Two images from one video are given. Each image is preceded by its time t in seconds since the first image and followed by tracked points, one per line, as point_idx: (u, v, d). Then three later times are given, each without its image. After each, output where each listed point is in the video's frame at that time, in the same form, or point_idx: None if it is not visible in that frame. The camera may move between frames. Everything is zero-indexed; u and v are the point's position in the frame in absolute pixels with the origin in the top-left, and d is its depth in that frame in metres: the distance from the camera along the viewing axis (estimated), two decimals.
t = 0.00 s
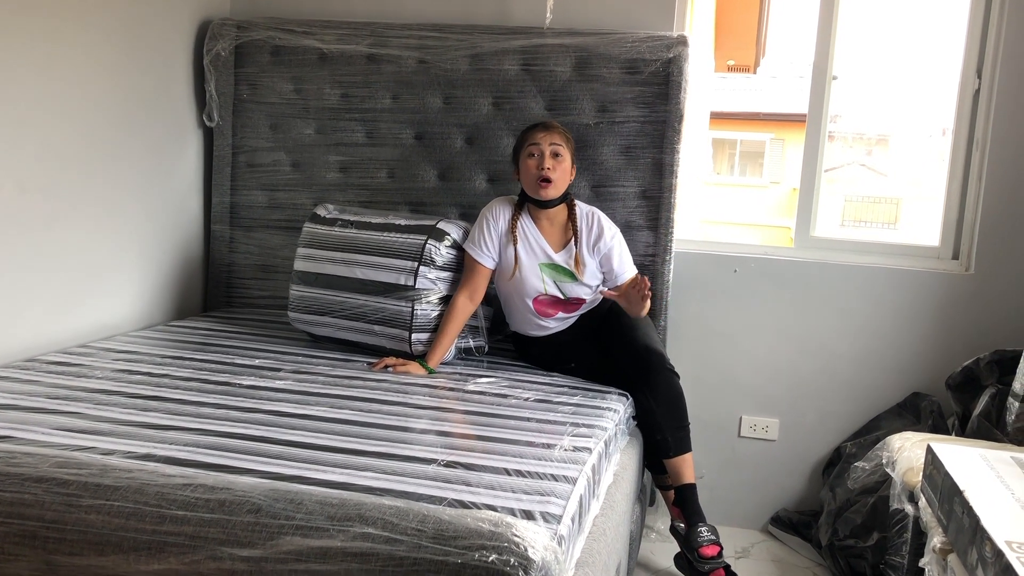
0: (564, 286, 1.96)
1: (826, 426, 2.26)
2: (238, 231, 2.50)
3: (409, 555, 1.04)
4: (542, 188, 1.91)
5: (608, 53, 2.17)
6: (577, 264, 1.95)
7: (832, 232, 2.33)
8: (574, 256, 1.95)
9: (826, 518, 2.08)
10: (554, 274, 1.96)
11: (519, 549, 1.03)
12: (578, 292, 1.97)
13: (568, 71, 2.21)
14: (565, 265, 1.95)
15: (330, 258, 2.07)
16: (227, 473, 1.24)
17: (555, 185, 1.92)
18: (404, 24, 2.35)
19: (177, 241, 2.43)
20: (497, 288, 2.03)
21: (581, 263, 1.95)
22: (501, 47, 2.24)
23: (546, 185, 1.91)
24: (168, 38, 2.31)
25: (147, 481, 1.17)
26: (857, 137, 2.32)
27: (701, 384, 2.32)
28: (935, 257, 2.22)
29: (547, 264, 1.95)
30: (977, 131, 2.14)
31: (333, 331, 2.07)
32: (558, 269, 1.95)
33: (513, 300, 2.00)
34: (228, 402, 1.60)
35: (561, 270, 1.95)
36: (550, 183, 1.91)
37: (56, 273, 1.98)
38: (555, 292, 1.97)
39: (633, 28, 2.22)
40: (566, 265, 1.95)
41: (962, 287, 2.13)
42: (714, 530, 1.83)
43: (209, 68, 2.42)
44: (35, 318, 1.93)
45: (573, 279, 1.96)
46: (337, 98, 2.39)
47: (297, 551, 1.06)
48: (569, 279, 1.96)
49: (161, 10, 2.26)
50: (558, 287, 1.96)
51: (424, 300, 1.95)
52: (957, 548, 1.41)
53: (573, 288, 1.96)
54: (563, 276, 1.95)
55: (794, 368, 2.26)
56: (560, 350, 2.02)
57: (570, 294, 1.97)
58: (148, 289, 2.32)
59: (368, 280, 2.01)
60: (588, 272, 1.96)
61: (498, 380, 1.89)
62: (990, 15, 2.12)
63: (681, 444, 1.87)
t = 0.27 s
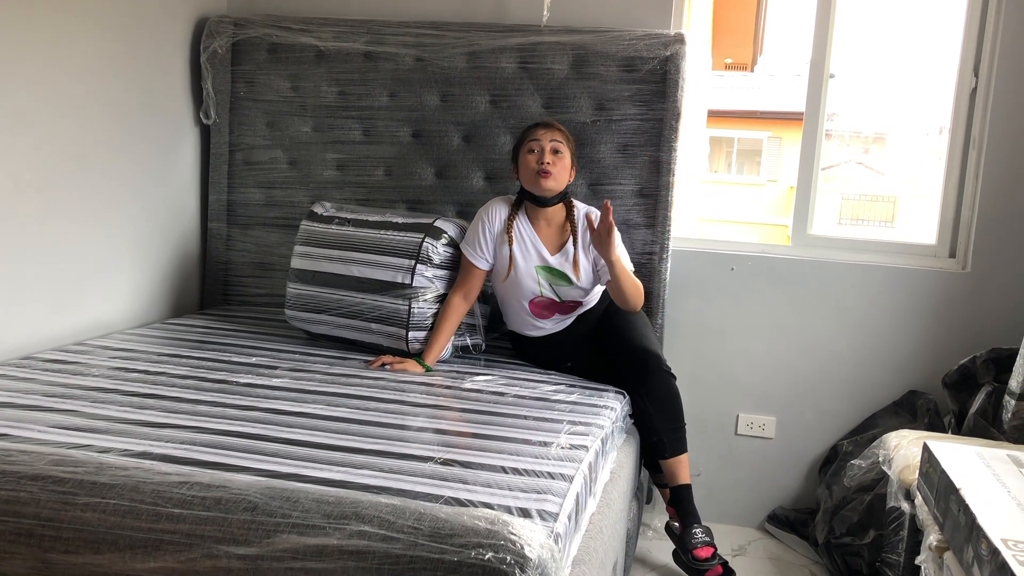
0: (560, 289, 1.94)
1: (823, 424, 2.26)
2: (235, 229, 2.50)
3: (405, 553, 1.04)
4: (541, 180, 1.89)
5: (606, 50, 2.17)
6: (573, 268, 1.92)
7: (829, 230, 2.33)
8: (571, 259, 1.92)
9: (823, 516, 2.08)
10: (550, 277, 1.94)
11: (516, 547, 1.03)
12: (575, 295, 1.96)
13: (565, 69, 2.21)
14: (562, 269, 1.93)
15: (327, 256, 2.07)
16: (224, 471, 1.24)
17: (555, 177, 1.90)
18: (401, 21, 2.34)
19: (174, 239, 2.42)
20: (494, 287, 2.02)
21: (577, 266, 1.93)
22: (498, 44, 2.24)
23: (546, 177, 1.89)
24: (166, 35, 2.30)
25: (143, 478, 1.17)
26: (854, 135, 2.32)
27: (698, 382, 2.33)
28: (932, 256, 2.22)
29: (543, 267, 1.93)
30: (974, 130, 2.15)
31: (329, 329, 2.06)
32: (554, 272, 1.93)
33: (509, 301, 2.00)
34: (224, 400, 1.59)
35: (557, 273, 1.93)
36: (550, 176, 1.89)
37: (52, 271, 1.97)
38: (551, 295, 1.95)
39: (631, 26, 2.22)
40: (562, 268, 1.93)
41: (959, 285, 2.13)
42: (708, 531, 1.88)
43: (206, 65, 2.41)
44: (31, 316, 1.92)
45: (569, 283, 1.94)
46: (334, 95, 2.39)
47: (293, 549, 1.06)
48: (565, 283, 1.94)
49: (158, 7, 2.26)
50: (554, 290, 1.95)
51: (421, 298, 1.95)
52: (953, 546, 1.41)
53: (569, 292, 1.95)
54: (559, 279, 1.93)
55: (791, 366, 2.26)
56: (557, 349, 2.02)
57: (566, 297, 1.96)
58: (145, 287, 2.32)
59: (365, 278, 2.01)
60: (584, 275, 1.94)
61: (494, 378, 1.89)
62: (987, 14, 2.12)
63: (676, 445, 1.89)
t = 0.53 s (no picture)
0: (554, 289, 1.95)
1: (820, 421, 2.26)
2: (232, 227, 2.49)
3: (403, 551, 1.04)
4: (537, 188, 1.89)
5: (604, 47, 2.17)
6: (568, 268, 1.92)
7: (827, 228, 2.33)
8: (565, 260, 1.92)
9: (820, 513, 2.08)
10: (544, 277, 1.94)
11: (513, 545, 1.03)
12: (569, 295, 1.96)
13: (563, 66, 2.20)
14: (556, 269, 1.93)
15: (325, 254, 2.07)
16: (221, 469, 1.23)
17: (551, 184, 1.89)
18: (399, 19, 2.34)
19: (171, 237, 2.42)
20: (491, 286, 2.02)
21: (572, 266, 1.93)
22: (495, 41, 2.23)
23: (542, 184, 1.88)
24: (163, 32, 2.30)
25: (140, 477, 1.17)
26: (852, 133, 2.32)
27: (696, 379, 2.32)
28: (930, 253, 2.22)
29: (537, 267, 1.94)
30: (972, 127, 2.15)
31: (327, 327, 2.06)
32: (549, 272, 1.94)
33: (504, 299, 2.00)
34: (222, 398, 1.59)
35: (552, 274, 1.94)
36: (547, 183, 1.89)
37: (49, 269, 1.97)
38: (545, 294, 1.96)
39: (628, 23, 2.22)
40: (557, 268, 1.93)
41: (956, 282, 2.13)
42: (704, 531, 1.91)
43: (203, 62, 2.41)
44: (28, 314, 1.92)
45: (562, 283, 1.94)
46: (331, 92, 2.38)
47: (291, 547, 1.06)
48: (558, 283, 1.94)
49: (155, 4, 2.25)
50: (548, 290, 1.95)
51: (419, 296, 1.95)
52: (951, 542, 1.41)
53: (563, 292, 1.95)
54: (553, 279, 1.94)
55: (788, 363, 2.26)
56: (554, 348, 2.01)
57: (560, 297, 1.96)
58: (142, 285, 2.31)
59: (362, 275, 2.00)
60: (578, 275, 1.94)
61: (492, 375, 1.89)
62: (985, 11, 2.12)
63: (674, 445, 1.89)
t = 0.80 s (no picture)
0: (551, 287, 1.96)
1: (819, 418, 2.26)
2: (230, 225, 2.49)
3: (402, 549, 1.04)
4: (536, 195, 1.90)
5: (602, 44, 2.16)
6: (565, 267, 1.94)
7: (825, 225, 2.33)
8: (562, 258, 1.94)
9: (819, 510, 2.09)
10: (542, 276, 1.95)
11: (512, 543, 1.03)
12: (566, 293, 1.97)
13: (561, 63, 2.20)
14: (553, 267, 1.94)
15: (323, 252, 2.07)
16: (220, 467, 1.23)
17: (549, 191, 1.90)
18: (396, 16, 2.33)
19: (169, 235, 2.41)
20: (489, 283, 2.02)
21: (569, 264, 1.94)
22: (493, 39, 2.23)
23: (541, 191, 1.89)
24: (160, 30, 2.29)
25: (139, 475, 1.17)
26: (850, 129, 2.32)
27: (694, 376, 2.33)
28: (928, 249, 2.22)
29: (535, 266, 1.95)
30: (970, 123, 2.15)
31: (325, 325, 2.06)
32: (546, 271, 1.95)
33: (502, 297, 2.00)
34: (220, 397, 1.59)
35: (550, 273, 1.95)
36: (545, 190, 1.89)
37: (47, 267, 1.96)
38: (542, 292, 1.96)
39: (626, 20, 2.21)
40: (554, 267, 1.94)
41: (954, 278, 2.14)
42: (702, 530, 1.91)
43: (200, 60, 2.40)
44: (25, 313, 1.92)
45: (560, 282, 1.95)
46: (329, 90, 2.38)
47: (289, 545, 1.06)
48: (556, 282, 1.96)
49: (152, 2, 2.25)
50: (545, 288, 1.96)
51: (417, 294, 1.95)
52: (950, 538, 1.42)
53: (560, 289, 1.96)
54: (551, 278, 1.95)
55: (786, 361, 2.26)
56: (553, 346, 2.01)
57: (557, 295, 1.97)
58: (140, 284, 2.31)
59: (360, 273, 2.00)
60: (576, 273, 1.95)
61: (491, 373, 1.89)
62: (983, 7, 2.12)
63: (672, 444, 1.90)
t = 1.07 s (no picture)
0: (549, 284, 1.96)
1: (818, 414, 2.26)
2: (229, 223, 2.49)
3: (400, 546, 1.04)
4: (533, 194, 1.89)
5: (600, 41, 2.16)
6: (562, 264, 1.94)
7: (824, 220, 2.33)
8: (560, 255, 1.93)
9: (819, 505, 2.09)
10: (540, 273, 1.95)
11: (511, 540, 1.03)
12: (564, 290, 1.97)
13: (559, 60, 2.20)
14: (551, 265, 1.94)
15: (322, 250, 2.07)
16: (218, 466, 1.23)
17: (547, 190, 1.90)
18: (394, 13, 2.33)
19: (167, 234, 2.41)
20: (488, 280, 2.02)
21: (566, 262, 1.94)
22: (491, 35, 2.23)
23: (538, 191, 1.88)
24: (157, 29, 2.29)
25: (137, 474, 1.17)
26: (849, 125, 2.32)
27: (694, 372, 2.33)
28: (927, 245, 2.22)
29: (533, 263, 1.94)
30: (968, 119, 2.15)
31: (324, 323, 2.06)
32: (544, 268, 1.95)
33: (501, 294, 2.00)
34: (219, 395, 1.59)
35: (548, 270, 1.95)
36: (543, 189, 1.89)
37: (45, 266, 1.96)
38: (541, 289, 1.97)
39: (624, 16, 2.21)
40: (552, 264, 1.94)
41: (953, 274, 2.14)
42: (702, 527, 1.91)
43: (197, 58, 2.40)
44: (24, 312, 1.91)
45: (558, 279, 1.95)
46: (327, 88, 2.37)
47: (288, 543, 1.06)
48: (554, 280, 1.95)
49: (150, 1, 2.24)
50: (543, 285, 1.96)
51: (416, 291, 1.95)
52: (949, 534, 1.42)
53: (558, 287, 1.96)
54: (549, 276, 1.95)
55: (786, 357, 2.26)
56: (552, 343, 2.01)
57: (555, 293, 1.97)
58: (138, 282, 2.31)
59: (359, 271, 2.00)
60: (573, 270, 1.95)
61: (490, 370, 1.89)
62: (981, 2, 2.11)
63: (671, 442, 1.89)
